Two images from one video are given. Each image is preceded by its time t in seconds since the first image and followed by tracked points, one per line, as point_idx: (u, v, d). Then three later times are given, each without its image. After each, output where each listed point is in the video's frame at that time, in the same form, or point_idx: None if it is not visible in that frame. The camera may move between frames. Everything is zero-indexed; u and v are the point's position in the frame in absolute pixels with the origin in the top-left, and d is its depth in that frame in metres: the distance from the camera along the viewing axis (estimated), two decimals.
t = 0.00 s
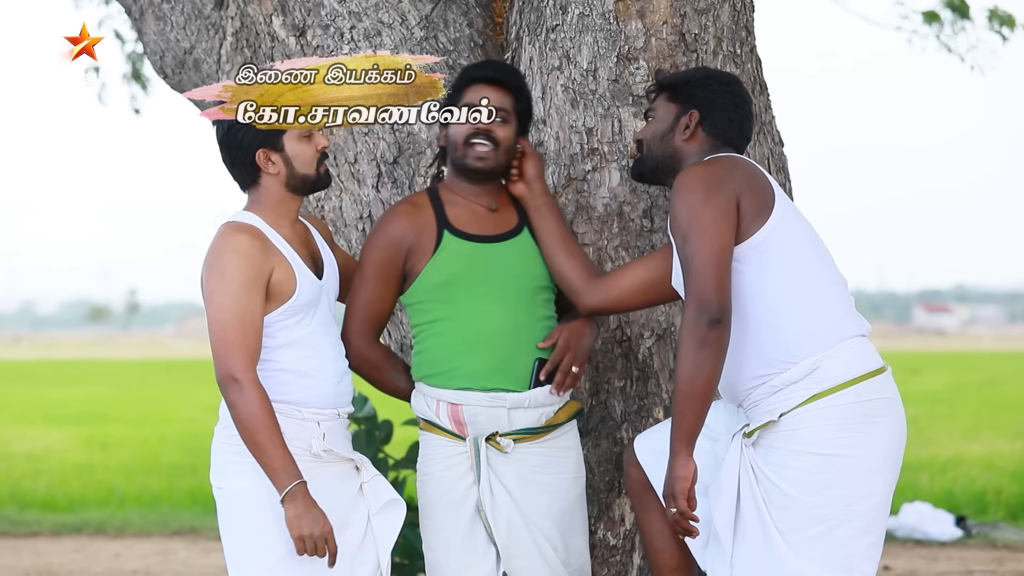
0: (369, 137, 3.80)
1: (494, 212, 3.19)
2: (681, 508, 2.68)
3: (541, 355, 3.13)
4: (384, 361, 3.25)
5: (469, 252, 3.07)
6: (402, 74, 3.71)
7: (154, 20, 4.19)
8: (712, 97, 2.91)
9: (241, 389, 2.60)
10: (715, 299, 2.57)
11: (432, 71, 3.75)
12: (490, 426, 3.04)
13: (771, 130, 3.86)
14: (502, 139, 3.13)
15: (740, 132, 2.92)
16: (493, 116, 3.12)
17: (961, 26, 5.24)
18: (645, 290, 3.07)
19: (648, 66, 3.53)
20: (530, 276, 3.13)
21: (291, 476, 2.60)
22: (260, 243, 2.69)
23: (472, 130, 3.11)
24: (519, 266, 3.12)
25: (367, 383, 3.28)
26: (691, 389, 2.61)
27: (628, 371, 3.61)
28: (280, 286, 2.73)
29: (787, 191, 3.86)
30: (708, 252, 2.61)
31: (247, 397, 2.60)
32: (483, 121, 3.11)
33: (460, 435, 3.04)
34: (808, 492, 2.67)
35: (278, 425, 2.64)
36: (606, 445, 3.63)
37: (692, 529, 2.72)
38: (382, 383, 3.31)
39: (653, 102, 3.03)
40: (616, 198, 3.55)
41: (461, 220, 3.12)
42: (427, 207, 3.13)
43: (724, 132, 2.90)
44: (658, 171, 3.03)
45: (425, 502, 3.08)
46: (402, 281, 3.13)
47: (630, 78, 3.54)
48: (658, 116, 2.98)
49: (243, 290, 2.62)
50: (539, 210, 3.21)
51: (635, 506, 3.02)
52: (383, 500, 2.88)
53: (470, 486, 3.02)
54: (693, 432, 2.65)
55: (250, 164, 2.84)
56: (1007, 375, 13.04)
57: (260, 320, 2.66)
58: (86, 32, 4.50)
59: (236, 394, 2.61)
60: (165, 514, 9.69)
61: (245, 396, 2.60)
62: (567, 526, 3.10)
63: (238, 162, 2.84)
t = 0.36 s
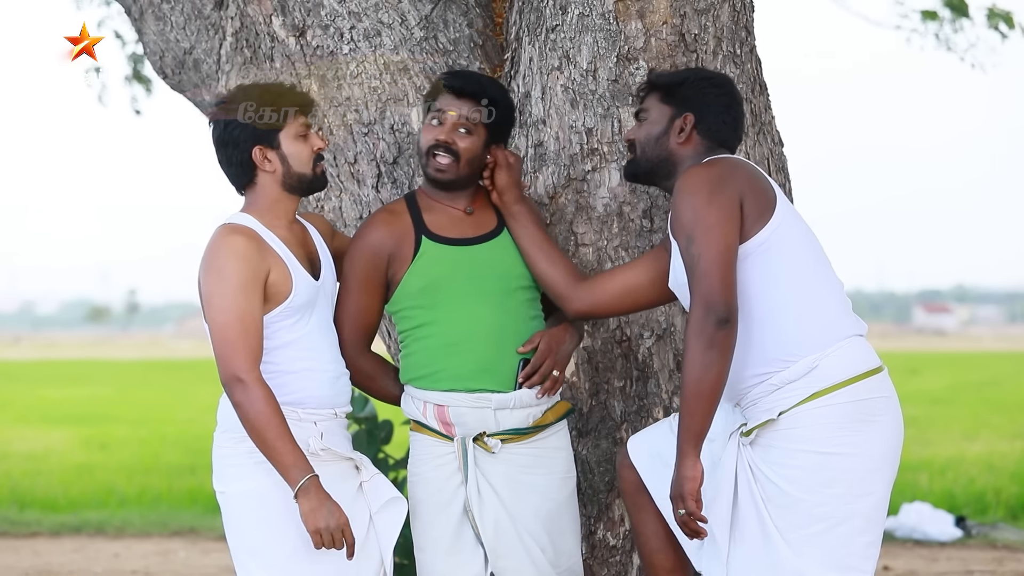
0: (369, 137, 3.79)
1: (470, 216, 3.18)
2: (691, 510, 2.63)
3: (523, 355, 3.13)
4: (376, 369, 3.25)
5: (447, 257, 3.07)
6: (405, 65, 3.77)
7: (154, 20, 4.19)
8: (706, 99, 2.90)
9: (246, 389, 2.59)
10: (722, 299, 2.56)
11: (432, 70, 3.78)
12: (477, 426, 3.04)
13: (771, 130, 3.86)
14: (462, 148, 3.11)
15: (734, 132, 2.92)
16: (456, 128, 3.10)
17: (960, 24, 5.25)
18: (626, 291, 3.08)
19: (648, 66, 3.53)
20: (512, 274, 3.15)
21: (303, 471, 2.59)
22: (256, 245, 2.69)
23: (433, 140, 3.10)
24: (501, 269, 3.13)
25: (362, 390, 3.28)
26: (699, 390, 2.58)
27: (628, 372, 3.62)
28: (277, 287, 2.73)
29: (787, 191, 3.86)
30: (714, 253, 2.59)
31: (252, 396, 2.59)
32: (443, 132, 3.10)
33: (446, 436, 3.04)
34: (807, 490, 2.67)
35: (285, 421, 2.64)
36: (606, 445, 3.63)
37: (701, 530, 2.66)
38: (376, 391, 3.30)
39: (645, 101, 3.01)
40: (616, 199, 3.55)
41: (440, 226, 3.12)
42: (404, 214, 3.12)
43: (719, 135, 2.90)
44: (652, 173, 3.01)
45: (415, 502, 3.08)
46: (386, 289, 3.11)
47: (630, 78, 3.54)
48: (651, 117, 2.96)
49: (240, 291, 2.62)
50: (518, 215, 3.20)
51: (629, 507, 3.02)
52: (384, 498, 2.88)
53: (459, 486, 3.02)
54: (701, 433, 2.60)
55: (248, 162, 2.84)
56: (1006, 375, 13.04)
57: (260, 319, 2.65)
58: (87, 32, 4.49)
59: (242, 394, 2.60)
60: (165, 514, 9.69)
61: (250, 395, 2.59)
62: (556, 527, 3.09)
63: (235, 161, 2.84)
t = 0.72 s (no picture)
0: (369, 137, 3.80)
1: (514, 221, 3.16)
2: (698, 517, 2.65)
3: (540, 363, 3.09)
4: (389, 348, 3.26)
5: (481, 255, 3.06)
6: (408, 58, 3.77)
7: (154, 20, 4.18)
8: (689, 103, 2.90)
9: (231, 384, 2.61)
10: (719, 306, 2.56)
11: (433, 70, 3.79)
12: (481, 426, 3.04)
13: (771, 130, 3.86)
14: (537, 158, 3.09)
15: (717, 131, 2.93)
16: (537, 134, 3.09)
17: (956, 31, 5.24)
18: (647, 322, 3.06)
19: (648, 66, 3.53)
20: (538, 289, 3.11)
21: (277, 472, 2.59)
22: (259, 241, 2.69)
23: (509, 140, 3.08)
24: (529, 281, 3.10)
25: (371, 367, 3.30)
26: (701, 398, 2.58)
27: (628, 372, 3.62)
28: (277, 284, 2.73)
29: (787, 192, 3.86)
30: (710, 260, 2.59)
31: (236, 392, 2.60)
32: (525, 137, 3.08)
33: (450, 435, 3.05)
34: (805, 489, 2.67)
35: (267, 421, 2.65)
36: (605, 445, 3.63)
37: (708, 537, 2.69)
38: (386, 370, 3.32)
39: (626, 108, 3.00)
40: (615, 198, 3.55)
41: (481, 221, 3.11)
42: (451, 200, 3.14)
43: (703, 137, 2.91)
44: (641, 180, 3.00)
45: (417, 501, 3.10)
46: (415, 268, 3.13)
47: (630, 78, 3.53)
48: (635, 123, 2.96)
49: (239, 286, 2.63)
50: (558, 231, 3.16)
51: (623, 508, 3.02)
52: (384, 501, 2.87)
53: (460, 486, 3.02)
54: (705, 441, 2.61)
55: (252, 159, 2.84)
56: (1006, 375, 13.04)
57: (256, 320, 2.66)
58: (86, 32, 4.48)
59: (226, 390, 2.61)
60: (166, 514, 9.69)
61: (233, 391, 2.60)
62: (558, 529, 3.09)
63: (242, 159, 2.85)
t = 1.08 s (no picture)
0: (369, 137, 3.80)
1: (537, 216, 3.17)
2: (699, 518, 2.64)
3: (561, 363, 3.08)
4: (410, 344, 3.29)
5: (503, 250, 3.07)
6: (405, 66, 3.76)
7: (154, 20, 4.18)
8: (689, 95, 2.89)
9: (233, 381, 2.62)
10: (721, 308, 2.56)
11: (433, 70, 3.79)
12: (499, 426, 3.04)
13: (771, 130, 3.86)
14: (573, 153, 3.13)
15: (720, 124, 2.91)
16: (573, 130, 3.12)
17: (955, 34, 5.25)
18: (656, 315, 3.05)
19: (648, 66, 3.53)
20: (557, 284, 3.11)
21: (277, 469, 2.60)
22: (269, 239, 2.70)
23: (546, 134, 3.11)
24: (550, 277, 3.10)
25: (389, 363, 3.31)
26: (702, 399, 2.58)
27: (628, 372, 3.61)
28: (285, 283, 2.73)
29: (787, 192, 3.86)
30: (712, 261, 2.59)
31: (237, 389, 2.62)
32: (562, 132, 3.12)
33: (469, 434, 3.04)
34: (806, 490, 2.67)
35: (268, 418, 2.65)
36: (605, 444, 3.63)
37: (710, 538, 2.68)
38: (404, 366, 3.34)
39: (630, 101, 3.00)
40: (615, 198, 3.55)
41: (504, 216, 3.12)
42: (473, 197, 3.14)
43: (704, 129, 2.90)
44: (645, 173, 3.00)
45: (435, 500, 3.10)
46: (436, 264, 3.14)
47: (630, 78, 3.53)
48: (637, 116, 2.97)
49: (246, 284, 2.63)
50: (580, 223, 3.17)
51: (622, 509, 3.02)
52: (386, 506, 2.87)
53: (478, 486, 3.02)
54: (706, 442, 2.61)
55: (267, 161, 2.84)
56: (1005, 376, 13.04)
57: (262, 319, 2.66)
58: (86, 32, 4.48)
59: (227, 386, 2.62)
60: (166, 514, 9.69)
61: (235, 388, 2.62)
62: (575, 529, 3.09)
63: (257, 161, 2.84)
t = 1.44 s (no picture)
0: (369, 137, 3.80)
1: (504, 211, 3.14)
2: (709, 519, 2.61)
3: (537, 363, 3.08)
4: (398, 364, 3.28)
5: (475, 255, 3.05)
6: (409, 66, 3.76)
7: (154, 20, 4.19)
8: (700, 91, 2.89)
9: (227, 388, 2.63)
10: (731, 308, 2.55)
11: (432, 70, 3.78)
12: (486, 425, 3.04)
13: (771, 130, 3.86)
14: (490, 144, 3.08)
15: (730, 121, 2.91)
16: (478, 122, 3.07)
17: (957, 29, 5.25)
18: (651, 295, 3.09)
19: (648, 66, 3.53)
20: (539, 275, 3.11)
21: (275, 472, 2.59)
22: (262, 245, 2.70)
23: (456, 141, 3.09)
24: (530, 272, 3.10)
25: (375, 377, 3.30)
26: (712, 398, 2.57)
27: (628, 372, 3.62)
28: (278, 290, 2.73)
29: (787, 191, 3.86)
30: (721, 261, 2.58)
31: (233, 395, 2.62)
32: (466, 132, 3.08)
33: (456, 433, 3.05)
34: (809, 490, 2.67)
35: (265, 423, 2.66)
36: (606, 445, 3.63)
37: (718, 539, 2.65)
38: (392, 380, 3.32)
39: (640, 96, 2.99)
40: (615, 198, 3.55)
41: (470, 219, 3.10)
42: (439, 205, 3.12)
43: (714, 126, 2.89)
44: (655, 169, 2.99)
45: (424, 499, 3.10)
46: (412, 277, 3.13)
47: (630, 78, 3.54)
48: (648, 111, 2.96)
49: (238, 291, 2.63)
50: (555, 200, 3.19)
51: (624, 507, 3.02)
52: (384, 501, 2.88)
53: (465, 485, 3.03)
54: (715, 443, 2.59)
55: (268, 172, 2.84)
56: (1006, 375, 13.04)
57: (255, 324, 2.66)
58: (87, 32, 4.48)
59: (222, 392, 2.63)
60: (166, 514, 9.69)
61: (230, 395, 2.62)
62: (565, 529, 3.08)
63: (258, 169, 2.85)
